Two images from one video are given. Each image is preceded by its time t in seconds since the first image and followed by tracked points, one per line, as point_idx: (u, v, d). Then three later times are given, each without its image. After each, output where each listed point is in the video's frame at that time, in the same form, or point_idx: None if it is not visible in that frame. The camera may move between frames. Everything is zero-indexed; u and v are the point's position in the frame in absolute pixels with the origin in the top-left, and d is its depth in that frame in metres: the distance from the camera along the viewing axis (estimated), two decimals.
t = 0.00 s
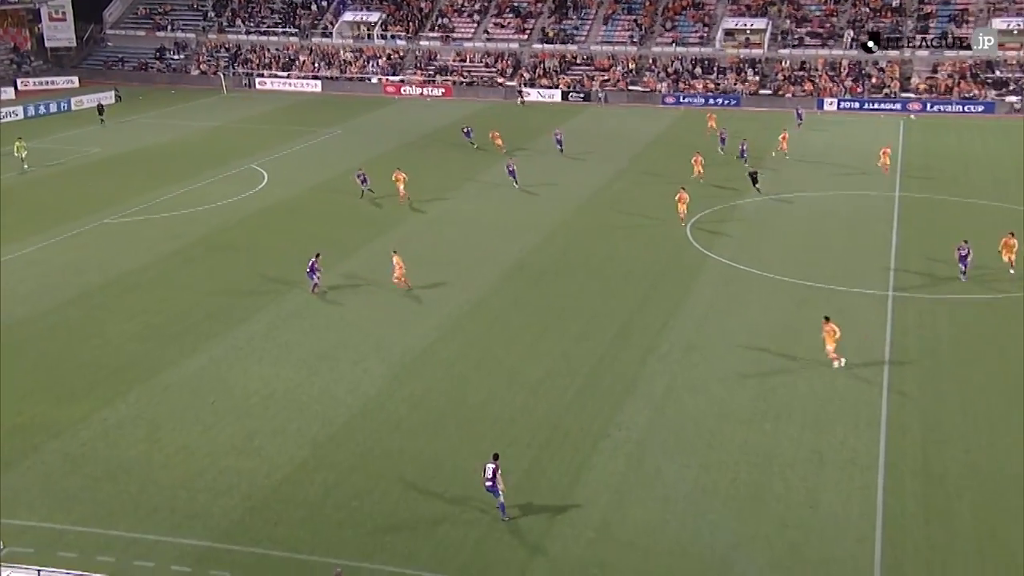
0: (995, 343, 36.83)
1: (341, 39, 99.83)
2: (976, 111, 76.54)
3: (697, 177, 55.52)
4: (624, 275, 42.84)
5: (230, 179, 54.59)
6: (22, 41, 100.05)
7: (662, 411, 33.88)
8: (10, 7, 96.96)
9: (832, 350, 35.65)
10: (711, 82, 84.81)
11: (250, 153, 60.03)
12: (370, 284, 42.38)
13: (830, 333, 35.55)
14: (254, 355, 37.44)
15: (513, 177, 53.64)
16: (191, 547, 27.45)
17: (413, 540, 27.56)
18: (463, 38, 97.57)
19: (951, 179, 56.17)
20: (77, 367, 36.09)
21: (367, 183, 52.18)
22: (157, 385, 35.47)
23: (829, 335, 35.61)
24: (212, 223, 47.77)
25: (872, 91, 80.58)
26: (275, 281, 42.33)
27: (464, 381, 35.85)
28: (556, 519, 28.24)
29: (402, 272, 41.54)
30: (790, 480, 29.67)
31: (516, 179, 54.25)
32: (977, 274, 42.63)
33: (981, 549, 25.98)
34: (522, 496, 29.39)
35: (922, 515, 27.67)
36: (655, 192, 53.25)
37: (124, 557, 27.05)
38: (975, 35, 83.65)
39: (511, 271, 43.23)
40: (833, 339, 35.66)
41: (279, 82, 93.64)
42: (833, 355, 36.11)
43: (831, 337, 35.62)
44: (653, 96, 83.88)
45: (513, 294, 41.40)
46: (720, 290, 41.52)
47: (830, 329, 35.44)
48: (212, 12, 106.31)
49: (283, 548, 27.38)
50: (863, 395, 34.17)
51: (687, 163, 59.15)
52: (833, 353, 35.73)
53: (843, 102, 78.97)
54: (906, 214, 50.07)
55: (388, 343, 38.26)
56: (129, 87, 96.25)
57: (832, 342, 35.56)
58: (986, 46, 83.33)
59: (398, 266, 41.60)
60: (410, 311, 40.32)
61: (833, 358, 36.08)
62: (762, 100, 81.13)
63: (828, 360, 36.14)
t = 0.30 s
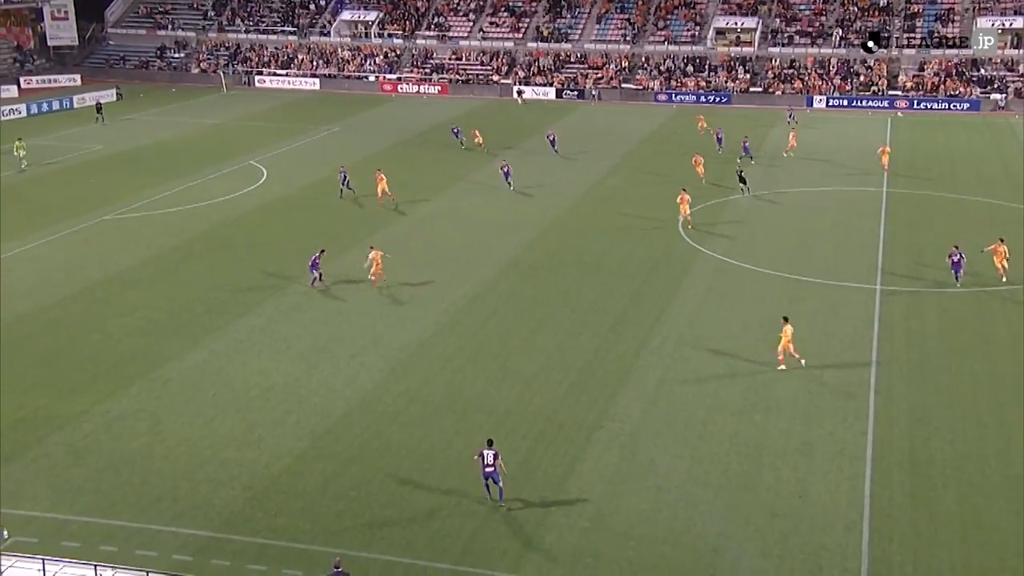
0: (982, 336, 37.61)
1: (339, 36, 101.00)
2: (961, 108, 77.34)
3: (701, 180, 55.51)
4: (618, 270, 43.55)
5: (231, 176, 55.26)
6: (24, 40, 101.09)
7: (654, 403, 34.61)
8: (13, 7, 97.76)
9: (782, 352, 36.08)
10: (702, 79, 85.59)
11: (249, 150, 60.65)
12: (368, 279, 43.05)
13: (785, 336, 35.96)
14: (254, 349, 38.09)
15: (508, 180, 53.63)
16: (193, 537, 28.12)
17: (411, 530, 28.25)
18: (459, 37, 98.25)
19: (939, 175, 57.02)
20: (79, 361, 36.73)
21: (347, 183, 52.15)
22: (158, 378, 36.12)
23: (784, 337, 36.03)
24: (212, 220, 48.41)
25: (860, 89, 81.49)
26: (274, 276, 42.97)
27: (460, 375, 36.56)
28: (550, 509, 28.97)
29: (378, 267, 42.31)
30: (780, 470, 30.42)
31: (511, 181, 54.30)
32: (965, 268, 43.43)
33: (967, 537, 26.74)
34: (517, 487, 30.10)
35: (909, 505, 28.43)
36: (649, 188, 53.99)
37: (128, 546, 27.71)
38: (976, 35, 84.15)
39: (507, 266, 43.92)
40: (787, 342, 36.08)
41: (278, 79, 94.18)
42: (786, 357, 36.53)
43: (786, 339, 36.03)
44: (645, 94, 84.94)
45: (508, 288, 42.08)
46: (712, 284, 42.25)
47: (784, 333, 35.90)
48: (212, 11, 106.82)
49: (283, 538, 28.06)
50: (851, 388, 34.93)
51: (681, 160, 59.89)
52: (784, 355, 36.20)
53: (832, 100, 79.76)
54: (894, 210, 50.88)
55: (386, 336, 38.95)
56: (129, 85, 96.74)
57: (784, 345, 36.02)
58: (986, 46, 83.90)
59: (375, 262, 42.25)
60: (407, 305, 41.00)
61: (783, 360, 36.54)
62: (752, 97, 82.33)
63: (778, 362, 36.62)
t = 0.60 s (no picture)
0: (999, 340, 37.39)
1: (355, 39, 100.96)
2: (980, 112, 76.97)
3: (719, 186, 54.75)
4: (632, 273, 43.51)
5: (248, 178, 55.51)
6: (45, 43, 102.54)
7: (669, 406, 34.56)
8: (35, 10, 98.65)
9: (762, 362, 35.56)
10: (718, 82, 85.43)
11: (265, 152, 60.95)
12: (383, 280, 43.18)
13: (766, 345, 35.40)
14: (270, 350, 38.28)
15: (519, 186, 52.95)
16: (209, 537, 28.26)
17: (426, 532, 28.32)
18: (475, 40, 98.41)
19: (956, 178, 56.90)
20: (97, 361, 36.98)
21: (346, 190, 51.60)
22: (175, 379, 36.34)
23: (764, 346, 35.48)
24: (228, 221, 48.66)
25: (877, 92, 81.18)
26: (289, 277, 43.16)
27: (474, 377, 36.62)
28: (565, 511, 28.97)
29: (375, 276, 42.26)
30: (795, 474, 30.34)
31: (521, 188, 53.28)
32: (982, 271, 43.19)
33: (984, 542, 26.57)
34: (531, 489, 30.12)
35: (925, 510, 28.28)
36: (664, 191, 53.94)
37: (145, 546, 27.88)
38: (976, 35, 83.75)
39: (522, 268, 43.95)
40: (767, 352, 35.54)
41: (294, 82, 94.45)
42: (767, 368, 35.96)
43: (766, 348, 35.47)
44: (662, 97, 83.95)
45: (523, 290, 42.13)
46: (727, 287, 42.17)
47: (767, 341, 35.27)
48: (230, 14, 107.32)
49: (299, 539, 28.17)
50: (867, 392, 34.77)
51: (696, 163, 59.81)
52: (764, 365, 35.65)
53: (849, 102, 79.50)
54: (911, 213, 50.68)
55: (401, 338, 39.07)
56: (148, 87, 97.29)
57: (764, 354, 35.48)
58: (986, 46, 83.61)
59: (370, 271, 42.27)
60: (423, 306, 41.10)
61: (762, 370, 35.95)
62: (767, 100, 81.49)
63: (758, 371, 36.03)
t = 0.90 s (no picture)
0: None
1: (396, 49, 101.76)
2: None
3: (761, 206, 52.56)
4: (672, 287, 43.02)
5: (290, 188, 55.76)
6: (92, 54, 103.40)
7: (710, 422, 34.02)
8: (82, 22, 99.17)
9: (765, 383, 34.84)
10: (762, 94, 84.88)
11: (306, 163, 61.29)
12: (421, 291, 43.06)
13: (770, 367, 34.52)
14: (308, 359, 38.34)
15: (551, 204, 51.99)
16: (247, 547, 28.21)
17: (463, 546, 28.03)
18: (516, 51, 98.28)
19: (1006, 192, 55.76)
20: (138, 369, 37.24)
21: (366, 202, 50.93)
22: (215, 388, 36.50)
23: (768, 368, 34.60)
24: (268, 231, 48.90)
25: (926, 103, 80.03)
26: (329, 287, 43.23)
27: (512, 390, 36.33)
28: (603, 528, 28.55)
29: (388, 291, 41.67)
30: (839, 494, 29.66)
31: (552, 206, 52.20)
32: None
33: None
34: (568, 504, 29.72)
35: (976, 533, 27.45)
36: (706, 203, 53.49)
37: (183, 554, 27.89)
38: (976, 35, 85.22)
39: (560, 280, 43.68)
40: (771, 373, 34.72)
41: (335, 92, 95.17)
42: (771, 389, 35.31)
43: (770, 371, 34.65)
44: (704, 108, 84.34)
45: (561, 302, 41.84)
46: (770, 302, 41.53)
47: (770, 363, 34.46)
48: (273, 24, 108.52)
49: (335, 550, 28.02)
50: (914, 410, 33.98)
51: (739, 175, 59.26)
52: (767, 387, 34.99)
53: (897, 114, 77.94)
54: (961, 228, 49.72)
55: (439, 350, 38.90)
56: (192, 97, 98.74)
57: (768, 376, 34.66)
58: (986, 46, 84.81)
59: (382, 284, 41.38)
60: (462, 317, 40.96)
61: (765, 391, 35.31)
62: (813, 112, 80.96)
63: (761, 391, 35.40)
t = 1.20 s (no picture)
0: None
1: (445, 54, 101.10)
2: None
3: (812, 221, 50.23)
4: (725, 300, 41.64)
5: (335, 196, 55.08)
6: (140, 58, 103.90)
7: (768, 441, 32.57)
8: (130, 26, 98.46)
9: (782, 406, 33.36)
10: (824, 102, 83.33)
11: (352, 169, 60.73)
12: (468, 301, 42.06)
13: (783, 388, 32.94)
14: (353, 371, 37.51)
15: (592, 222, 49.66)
16: (288, 563, 27.32)
17: (511, 567, 26.89)
18: (567, 56, 97.15)
19: None
20: (181, 378, 36.63)
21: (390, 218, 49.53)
22: (259, 398, 35.80)
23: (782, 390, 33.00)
24: (313, 239, 48.26)
25: (999, 112, 77.71)
26: (373, 297, 42.41)
27: (562, 405, 35.15)
28: (657, 551, 27.26)
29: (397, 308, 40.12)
30: (906, 520, 28.08)
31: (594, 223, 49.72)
32: None
33: None
34: (620, 525, 28.47)
35: None
36: (764, 214, 51.98)
37: (224, 569, 27.08)
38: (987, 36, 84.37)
39: (611, 292, 42.47)
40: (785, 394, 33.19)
41: (383, 98, 95.38)
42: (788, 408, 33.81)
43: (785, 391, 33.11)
44: (763, 116, 82.96)
45: (612, 315, 40.63)
46: (830, 318, 39.98)
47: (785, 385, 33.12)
48: (320, 28, 108.21)
49: (379, 568, 27.02)
50: (986, 434, 32.22)
51: (797, 185, 57.63)
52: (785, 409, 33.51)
53: (967, 123, 76.22)
54: None
55: (486, 363, 37.85)
56: (239, 103, 99.50)
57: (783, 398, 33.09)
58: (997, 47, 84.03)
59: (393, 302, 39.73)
60: (510, 328, 39.92)
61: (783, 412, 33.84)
62: (878, 121, 79.66)
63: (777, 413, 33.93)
